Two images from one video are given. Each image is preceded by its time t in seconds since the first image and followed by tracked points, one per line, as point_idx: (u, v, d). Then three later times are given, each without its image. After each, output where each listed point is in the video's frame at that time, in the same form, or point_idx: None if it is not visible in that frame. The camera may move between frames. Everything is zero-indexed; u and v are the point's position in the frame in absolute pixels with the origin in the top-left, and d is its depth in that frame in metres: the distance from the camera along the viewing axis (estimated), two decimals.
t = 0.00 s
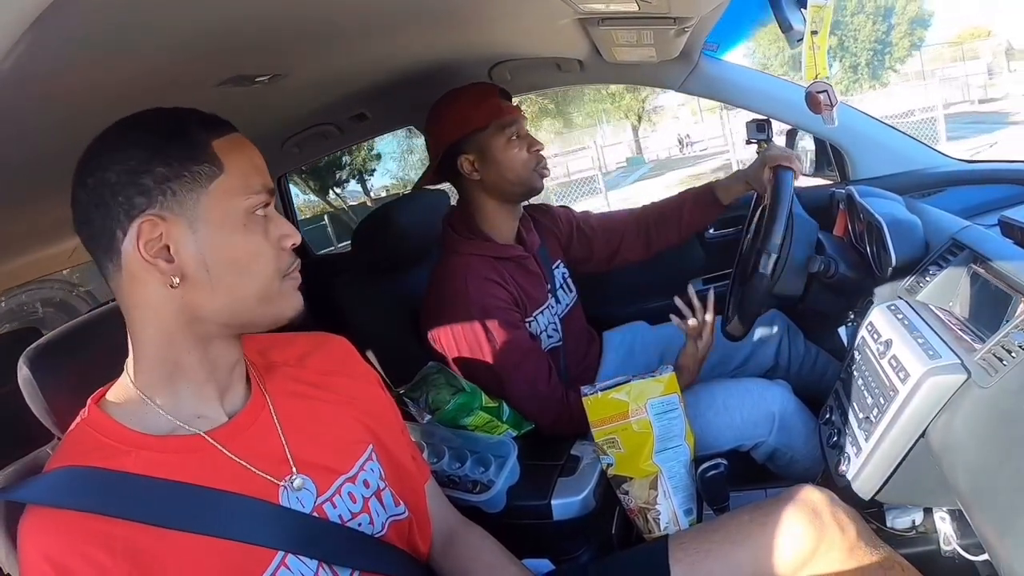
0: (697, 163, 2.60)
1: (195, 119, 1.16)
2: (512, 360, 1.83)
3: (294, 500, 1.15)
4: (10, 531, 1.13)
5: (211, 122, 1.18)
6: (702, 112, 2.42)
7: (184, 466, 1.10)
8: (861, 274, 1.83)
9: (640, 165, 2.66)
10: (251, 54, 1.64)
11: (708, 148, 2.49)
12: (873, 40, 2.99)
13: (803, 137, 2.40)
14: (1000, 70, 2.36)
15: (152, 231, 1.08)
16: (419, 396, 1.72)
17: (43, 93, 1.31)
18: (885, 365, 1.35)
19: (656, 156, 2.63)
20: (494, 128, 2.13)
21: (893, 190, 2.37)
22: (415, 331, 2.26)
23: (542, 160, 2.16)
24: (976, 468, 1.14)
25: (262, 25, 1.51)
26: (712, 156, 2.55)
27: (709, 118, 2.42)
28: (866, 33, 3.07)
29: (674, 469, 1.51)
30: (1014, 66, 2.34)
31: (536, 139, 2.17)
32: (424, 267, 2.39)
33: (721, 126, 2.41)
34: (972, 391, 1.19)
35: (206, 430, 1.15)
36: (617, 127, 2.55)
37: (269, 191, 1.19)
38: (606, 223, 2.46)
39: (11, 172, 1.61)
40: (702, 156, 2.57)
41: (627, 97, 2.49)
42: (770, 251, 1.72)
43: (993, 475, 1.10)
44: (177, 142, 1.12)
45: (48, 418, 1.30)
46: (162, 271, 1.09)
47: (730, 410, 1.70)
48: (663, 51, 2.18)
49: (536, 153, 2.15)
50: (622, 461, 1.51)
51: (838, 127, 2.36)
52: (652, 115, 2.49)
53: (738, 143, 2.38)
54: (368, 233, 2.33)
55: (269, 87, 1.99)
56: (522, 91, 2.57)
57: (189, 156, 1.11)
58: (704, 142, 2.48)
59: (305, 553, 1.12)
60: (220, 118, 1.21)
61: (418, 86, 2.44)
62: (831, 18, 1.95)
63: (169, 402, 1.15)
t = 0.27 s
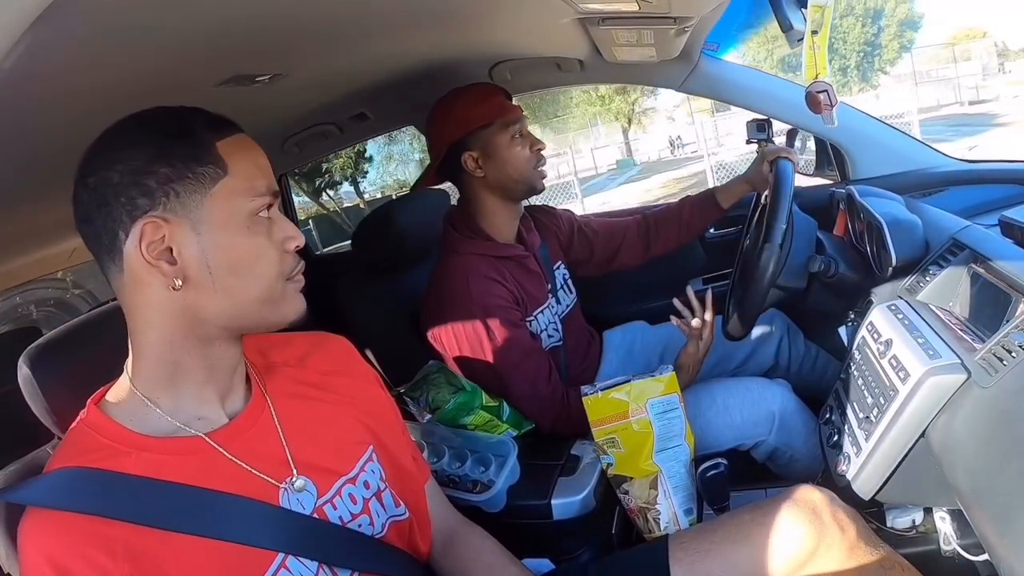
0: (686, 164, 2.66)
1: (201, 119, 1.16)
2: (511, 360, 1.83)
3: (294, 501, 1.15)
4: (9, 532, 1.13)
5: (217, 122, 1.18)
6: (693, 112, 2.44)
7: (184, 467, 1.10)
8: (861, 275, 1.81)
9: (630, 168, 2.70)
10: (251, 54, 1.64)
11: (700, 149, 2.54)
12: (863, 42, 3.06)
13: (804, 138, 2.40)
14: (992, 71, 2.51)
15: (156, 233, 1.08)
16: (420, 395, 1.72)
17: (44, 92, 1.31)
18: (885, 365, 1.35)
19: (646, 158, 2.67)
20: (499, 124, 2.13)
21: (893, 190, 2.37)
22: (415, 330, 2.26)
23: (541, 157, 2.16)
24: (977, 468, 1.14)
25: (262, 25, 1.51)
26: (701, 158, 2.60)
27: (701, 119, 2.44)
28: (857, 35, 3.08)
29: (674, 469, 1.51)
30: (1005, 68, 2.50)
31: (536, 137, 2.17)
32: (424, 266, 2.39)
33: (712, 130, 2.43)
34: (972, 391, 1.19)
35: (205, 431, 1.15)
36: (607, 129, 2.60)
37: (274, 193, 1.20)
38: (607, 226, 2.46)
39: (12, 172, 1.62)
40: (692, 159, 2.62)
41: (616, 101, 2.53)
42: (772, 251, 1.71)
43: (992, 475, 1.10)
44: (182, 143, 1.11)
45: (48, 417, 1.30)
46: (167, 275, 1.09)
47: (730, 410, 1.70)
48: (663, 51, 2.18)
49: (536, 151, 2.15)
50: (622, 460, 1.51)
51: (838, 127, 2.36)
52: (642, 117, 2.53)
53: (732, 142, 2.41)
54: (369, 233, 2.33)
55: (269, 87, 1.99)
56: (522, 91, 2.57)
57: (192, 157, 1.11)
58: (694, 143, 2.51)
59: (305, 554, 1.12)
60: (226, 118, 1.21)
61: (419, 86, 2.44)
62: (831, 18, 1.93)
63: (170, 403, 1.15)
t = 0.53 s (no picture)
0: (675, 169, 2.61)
1: (201, 119, 1.16)
2: (511, 361, 1.83)
3: (295, 500, 1.15)
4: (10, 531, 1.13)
5: (217, 122, 1.18)
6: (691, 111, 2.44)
7: (185, 466, 1.10)
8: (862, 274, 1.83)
9: (620, 170, 2.60)
10: (251, 53, 1.64)
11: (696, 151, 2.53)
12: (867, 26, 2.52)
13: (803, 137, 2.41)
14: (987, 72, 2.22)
15: (152, 233, 1.08)
16: (419, 395, 1.72)
17: (43, 92, 1.31)
18: (885, 366, 1.35)
19: (637, 160, 2.58)
20: (511, 122, 2.13)
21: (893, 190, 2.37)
22: (415, 330, 2.26)
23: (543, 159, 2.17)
24: (977, 468, 1.13)
25: (262, 25, 1.51)
26: (693, 160, 2.56)
27: (694, 120, 2.44)
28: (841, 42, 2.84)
29: (673, 469, 1.51)
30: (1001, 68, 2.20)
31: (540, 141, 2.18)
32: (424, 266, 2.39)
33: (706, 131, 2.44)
34: (972, 391, 1.19)
35: (203, 430, 1.15)
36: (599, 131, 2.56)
37: (273, 194, 1.19)
38: (608, 230, 2.45)
39: (11, 171, 1.62)
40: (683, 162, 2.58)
41: (607, 103, 2.52)
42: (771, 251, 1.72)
43: (991, 475, 1.10)
44: (180, 143, 1.11)
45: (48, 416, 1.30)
46: (162, 274, 1.09)
47: (730, 411, 1.70)
48: (663, 51, 2.18)
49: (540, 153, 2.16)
50: (622, 460, 1.51)
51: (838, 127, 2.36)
52: (636, 118, 2.51)
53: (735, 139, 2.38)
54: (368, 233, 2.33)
55: (269, 87, 1.99)
56: (522, 91, 2.57)
57: (190, 157, 1.11)
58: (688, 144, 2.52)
59: (306, 553, 1.12)
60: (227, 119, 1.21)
61: (419, 86, 2.44)
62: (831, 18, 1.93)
63: (170, 402, 1.15)
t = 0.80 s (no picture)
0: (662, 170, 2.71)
1: (193, 118, 1.16)
2: (510, 360, 1.83)
3: (294, 500, 1.15)
4: (9, 531, 1.13)
5: (210, 122, 1.17)
6: (684, 114, 2.46)
7: (185, 466, 1.10)
8: (862, 276, 1.81)
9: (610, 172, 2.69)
10: (251, 53, 1.64)
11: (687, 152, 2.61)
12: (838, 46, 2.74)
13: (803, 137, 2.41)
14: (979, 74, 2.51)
15: (143, 234, 1.07)
16: (419, 395, 1.72)
17: (43, 93, 1.31)
18: (885, 366, 1.35)
19: (627, 163, 2.68)
20: (510, 122, 2.14)
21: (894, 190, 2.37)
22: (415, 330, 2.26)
23: (544, 157, 2.16)
24: (977, 468, 1.13)
25: (263, 25, 1.51)
26: (679, 161, 2.68)
27: (685, 122, 2.47)
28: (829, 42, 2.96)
29: (673, 469, 1.51)
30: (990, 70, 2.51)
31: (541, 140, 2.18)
32: (424, 266, 2.39)
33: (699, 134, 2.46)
34: (972, 392, 1.19)
35: (203, 431, 1.15)
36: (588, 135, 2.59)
37: (266, 193, 1.19)
38: (609, 233, 2.45)
39: (11, 171, 1.62)
40: (667, 164, 2.70)
41: (597, 105, 2.57)
42: (772, 253, 1.71)
43: (991, 475, 1.10)
44: (171, 143, 1.11)
45: (48, 416, 1.29)
46: (154, 276, 1.09)
47: (730, 411, 1.70)
48: (663, 51, 2.19)
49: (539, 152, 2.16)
50: (622, 460, 1.52)
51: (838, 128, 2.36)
52: (629, 121, 2.56)
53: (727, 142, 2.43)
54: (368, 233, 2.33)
55: (269, 86, 1.99)
56: (523, 90, 2.57)
57: (181, 158, 1.11)
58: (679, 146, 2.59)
59: (305, 554, 1.12)
60: (221, 118, 1.20)
61: (419, 86, 2.44)
62: (831, 18, 1.94)
63: (169, 403, 1.15)
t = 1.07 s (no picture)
0: (649, 176, 2.68)
1: (183, 118, 1.16)
2: (510, 361, 1.82)
3: (294, 500, 1.15)
4: (10, 531, 1.13)
5: (200, 121, 1.17)
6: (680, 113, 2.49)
7: (185, 466, 1.11)
8: (862, 275, 1.81)
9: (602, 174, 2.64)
10: (251, 52, 1.64)
11: (680, 154, 2.61)
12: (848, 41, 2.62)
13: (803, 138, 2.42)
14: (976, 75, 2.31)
15: (130, 235, 1.07)
16: (419, 395, 1.71)
17: (43, 92, 1.31)
18: (884, 366, 1.35)
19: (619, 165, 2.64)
20: (503, 129, 2.12)
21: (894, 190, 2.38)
22: (416, 329, 2.26)
23: (547, 164, 2.15)
24: (978, 469, 1.13)
25: (263, 24, 1.51)
26: (665, 166, 2.66)
27: (678, 123, 2.50)
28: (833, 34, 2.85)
29: (673, 470, 1.51)
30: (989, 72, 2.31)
31: (543, 144, 2.17)
32: (424, 266, 2.39)
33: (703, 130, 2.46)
34: (972, 392, 1.19)
35: (204, 431, 1.15)
36: (581, 137, 2.58)
37: (255, 189, 1.17)
38: (610, 240, 2.45)
39: (11, 170, 1.61)
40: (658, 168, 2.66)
41: (588, 108, 2.58)
42: (770, 255, 1.71)
43: (991, 476, 1.10)
44: (157, 142, 1.11)
45: (48, 415, 1.29)
46: (141, 276, 1.08)
47: (730, 411, 1.70)
48: (663, 51, 2.19)
49: (542, 157, 2.15)
50: (622, 460, 1.51)
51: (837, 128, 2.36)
52: (622, 122, 2.57)
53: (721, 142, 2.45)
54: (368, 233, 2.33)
55: (269, 86, 1.99)
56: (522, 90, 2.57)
57: (168, 156, 1.10)
58: (670, 147, 2.60)
59: (305, 554, 1.12)
60: (213, 117, 1.20)
61: (419, 86, 2.44)
62: (831, 18, 1.94)
63: (169, 404, 1.15)
